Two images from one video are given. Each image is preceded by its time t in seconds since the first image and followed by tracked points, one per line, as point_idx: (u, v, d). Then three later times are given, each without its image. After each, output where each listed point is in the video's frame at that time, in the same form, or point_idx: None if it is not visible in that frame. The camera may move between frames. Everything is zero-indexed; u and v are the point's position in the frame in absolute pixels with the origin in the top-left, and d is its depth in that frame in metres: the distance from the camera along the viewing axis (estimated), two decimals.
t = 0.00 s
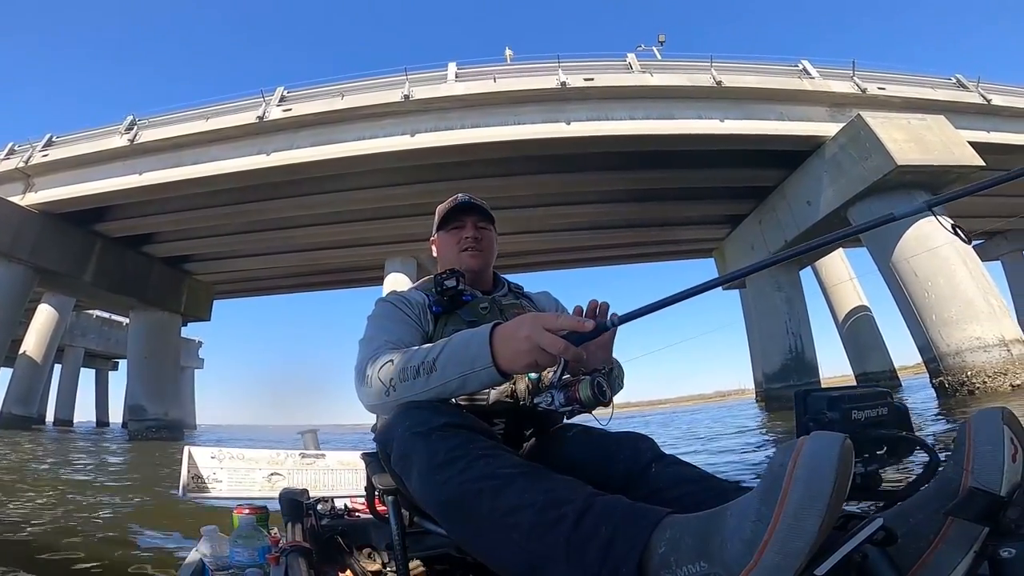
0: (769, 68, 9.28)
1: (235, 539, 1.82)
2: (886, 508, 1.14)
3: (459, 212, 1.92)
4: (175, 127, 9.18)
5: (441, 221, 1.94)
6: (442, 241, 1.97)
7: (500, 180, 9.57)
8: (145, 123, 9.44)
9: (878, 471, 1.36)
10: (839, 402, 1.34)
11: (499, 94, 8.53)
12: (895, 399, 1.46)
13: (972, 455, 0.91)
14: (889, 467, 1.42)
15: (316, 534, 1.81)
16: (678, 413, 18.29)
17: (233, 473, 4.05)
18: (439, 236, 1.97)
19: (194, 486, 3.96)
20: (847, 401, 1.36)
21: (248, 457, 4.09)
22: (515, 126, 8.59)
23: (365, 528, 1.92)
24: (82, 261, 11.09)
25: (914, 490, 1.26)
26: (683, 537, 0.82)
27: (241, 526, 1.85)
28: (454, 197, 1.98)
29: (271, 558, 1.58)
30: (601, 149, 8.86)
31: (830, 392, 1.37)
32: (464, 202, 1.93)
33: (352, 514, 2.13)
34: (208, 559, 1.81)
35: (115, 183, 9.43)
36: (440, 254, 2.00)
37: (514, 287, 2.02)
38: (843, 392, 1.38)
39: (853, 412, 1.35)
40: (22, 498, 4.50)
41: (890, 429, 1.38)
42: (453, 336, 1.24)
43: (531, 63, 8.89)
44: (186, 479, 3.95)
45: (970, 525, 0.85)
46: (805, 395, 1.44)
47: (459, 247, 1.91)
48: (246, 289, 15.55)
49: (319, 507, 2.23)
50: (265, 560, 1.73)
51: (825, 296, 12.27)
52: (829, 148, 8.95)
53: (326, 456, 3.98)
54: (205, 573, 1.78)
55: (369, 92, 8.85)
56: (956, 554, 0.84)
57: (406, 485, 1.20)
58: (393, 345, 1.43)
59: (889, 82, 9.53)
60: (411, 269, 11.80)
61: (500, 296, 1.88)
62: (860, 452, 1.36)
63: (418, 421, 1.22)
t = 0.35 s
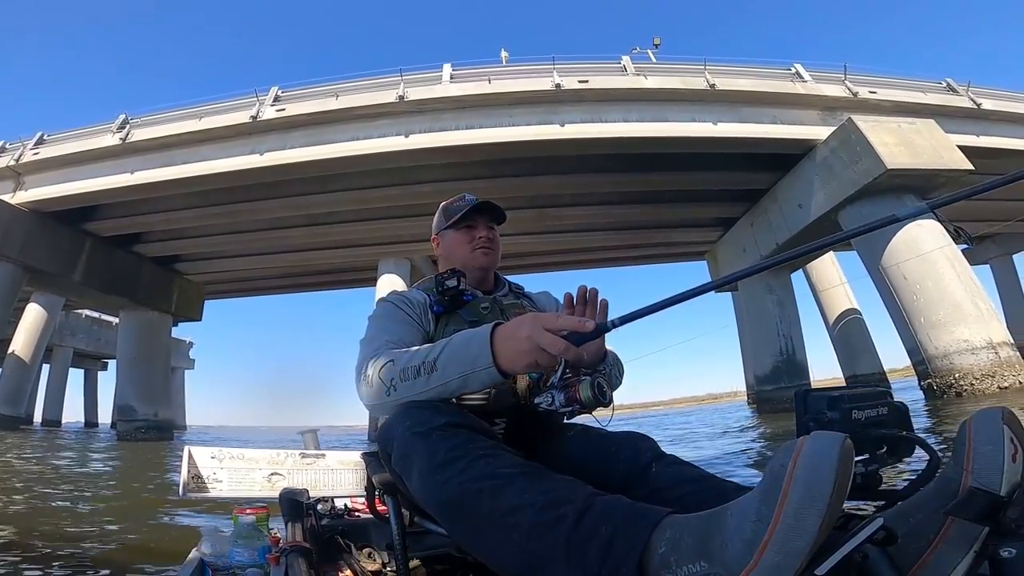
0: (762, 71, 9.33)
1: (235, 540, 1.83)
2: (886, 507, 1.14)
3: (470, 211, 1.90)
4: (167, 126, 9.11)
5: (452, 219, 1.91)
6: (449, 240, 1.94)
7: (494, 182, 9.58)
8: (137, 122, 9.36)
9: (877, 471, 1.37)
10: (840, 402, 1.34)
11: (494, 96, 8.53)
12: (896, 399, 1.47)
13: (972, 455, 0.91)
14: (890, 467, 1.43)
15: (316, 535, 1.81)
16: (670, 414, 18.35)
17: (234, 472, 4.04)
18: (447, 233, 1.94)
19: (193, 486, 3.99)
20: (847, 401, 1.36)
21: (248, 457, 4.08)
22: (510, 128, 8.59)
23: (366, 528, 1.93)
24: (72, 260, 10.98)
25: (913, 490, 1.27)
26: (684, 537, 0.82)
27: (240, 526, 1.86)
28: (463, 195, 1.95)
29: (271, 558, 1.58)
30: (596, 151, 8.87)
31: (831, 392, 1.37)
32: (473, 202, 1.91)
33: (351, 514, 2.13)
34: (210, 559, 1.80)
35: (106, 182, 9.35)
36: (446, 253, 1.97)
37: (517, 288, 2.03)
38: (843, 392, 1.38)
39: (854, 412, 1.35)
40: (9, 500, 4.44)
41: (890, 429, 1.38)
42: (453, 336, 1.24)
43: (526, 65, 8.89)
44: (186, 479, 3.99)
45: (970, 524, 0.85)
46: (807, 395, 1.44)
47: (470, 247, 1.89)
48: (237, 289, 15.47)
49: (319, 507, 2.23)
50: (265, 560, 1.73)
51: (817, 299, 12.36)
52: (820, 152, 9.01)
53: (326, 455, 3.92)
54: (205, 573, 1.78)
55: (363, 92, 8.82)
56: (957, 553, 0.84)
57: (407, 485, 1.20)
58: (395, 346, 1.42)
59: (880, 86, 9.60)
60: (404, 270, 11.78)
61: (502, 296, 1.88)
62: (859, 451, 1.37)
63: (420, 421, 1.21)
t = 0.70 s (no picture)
0: (762, 72, 9.34)
1: (235, 540, 1.83)
2: (886, 509, 1.14)
3: (474, 212, 1.89)
4: (167, 122, 9.10)
5: (458, 220, 1.90)
6: (452, 241, 1.93)
7: (494, 180, 9.58)
8: (137, 118, 9.35)
9: (876, 471, 1.37)
10: (840, 402, 1.34)
11: (494, 94, 8.52)
12: (896, 400, 1.47)
13: (972, 456, 0.91)
14: (889, 467, 1.43)
15: (316, 534, 1.81)
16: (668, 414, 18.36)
17: (233, 472, 4.03)
18: (451, 233, 1.93)
19: (194, 486, 3.99)
20: (847, 400, 1.37)
21: (247, 457, 4.06)
22: (510, 126, 8.60)
23: (365, 529, 1.94)
24: (70, 255, 10.94)
25: (912, 491, 1.27)
26: (684, 538, 0.82)
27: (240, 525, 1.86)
28: (467, 196, 1.95)
29: (272, 558, 1.59)
30: (596, 151, 8.87)
31: (831, 392, 1.37)
32: (477, 202, 1.92)
33: (351, 514, 2.14)
34: (210, 559, 1.81)
35: (106, 177, 9.34)
36: (448, 252, 1.97)
37: (519, 289, 2.03)
38: (843, 392, 1.38)
39: (854, 412, 1.35)
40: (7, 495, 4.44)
41: (890, 429, 1.39)
42: (455, 338, 1.24)
43: (527, 64, 8.88)
44: (187, 479, 3.97)
45: (970, 524, 0.85)
46: (806, 396, 1.44)
47: (474, 248, 1.89)
48: (236, 286, 15.46)
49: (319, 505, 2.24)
50: (265, 560, 1.74)
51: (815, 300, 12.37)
52: (819, 153, 9.01)
53: (325, 456, 3.93)
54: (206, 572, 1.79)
55: (363, 90, 8.82)
56: (957, 552, 0.85)
57: (407, 486, 1.19)
58: (396, 345, 1.42)
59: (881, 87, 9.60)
60: (404, 269, 11.78)
61: (503, 297, 1.88)
62: (859, 451, 1.37)
63: (420, 422, 1.21)
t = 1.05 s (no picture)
0: (763, 72, 9.33)
1: (234, 540, 1.83)
2: (887, 510, 1.14)
3: (472, 213, 1.89)
4: (167, 119, 9.09)
5: (457, 220, 1.90)
6: (451, 241, 1.94)
7: (494, 180, 9.58)
8: (136, 115, 9.34)
9: (877, 471, 1.37)
10: (840, 402, 1.34)
11: (494, 93, 8.51)
12: (897, 400, 1.47)
13: (972, 456, 0.92)
14: (889, 467, 1.43)
15: (316, 533, 1.82)
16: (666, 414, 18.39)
17: (233, 472, 4.04)
18: (449, 233, 1.93)
19: (194, 486, 4.00)
20: (847, 400, 1.37)
21: (247, 456, 4.08)
22: (510, 125, 8.60)
23: (365, 529, 1.95)
24: (68, 251, 10.93)
25: (912, 491, 1.27)
26: (683, 538, 0.82)
27: (241, 525, 1.86)
28: (467, 195, 1.95)
29: (272, 558, 1.59)
30: (596, 151, 8.88)
31: (831, 392, 1.37)
32: (476, 202, 1.91)
33: (351, 513, 2.14)
34: (210, 559, 1.82)
35: (105, 174, 9.33)
36: (447, 252, 1.97)
37: (519, 289, 2.04)
38: (844, 392, 1.38)
39: (854, 411, 1.35)
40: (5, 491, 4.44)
41: (891, 429, 1.38)
42: (454, 338, 1.24)
43: (527, 63, 8.87)
44: (187, 478, 3.96)
45: (971, 524, 0.86)
46: (805, 396, 1.43)
47: (473, 249, 1.90)
48: (235, 283, 15.45)
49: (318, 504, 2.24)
50: (265, 560, 1.74)
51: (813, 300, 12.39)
52: (819, 154, 9.01)
53: (326, 456, 3.98)
54: (206, 572, 1.80)
55: (364, 88, 8.80)
56: (957, 553, 0.85)
57: (406, 487, 1.19)
58: (394, 346, 1.42)
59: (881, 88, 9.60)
60: (403, 267, 11.78)
61: (502, 297, 1.88)
62: (859, 452, 1.37)
63: (419, 422, 1.21)
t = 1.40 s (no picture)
0: (760, 70, 9.33)
1: (234, 539, 1.83)
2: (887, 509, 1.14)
3: (464, 213, 1.89)
4: (163, 121, 9.06)
5: (449, 221, 1.90)
6: (445, 243, 1.94)
7: (492, 179, 9.57)
8: (133, 116, 9.31)
9: (876, 471, 1.37)
10: (840, 402, 1.34)
11: (491, 93, 8.50)
12: (896, 400, 1.46)
13: (972, 456, 0.92)
14: (890, 467, 1.43)
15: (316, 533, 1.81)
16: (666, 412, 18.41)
17: (232, 472, 4.04)
18: (443, 235, 1.94)
19: (194, 486, 4.01)
20: (847, 400, 1.37)
21: (247, 456, 4.07)
22: (507, 125, 8.60)
23: (365, 530, 1.95)
24: (66, 253, 10.91)
25: (912, 490, 1.27)
26: (682, 538, 0.82)
27: (241, 526, 1.86)
28: (460, 196, 1.95)
29: (272, 558, 1.58)
30: (594, 150, 8.88)
31: (831, 392, 1.37)
32: (468, 203, 1.91)
33: (351, 514, 2.13)
34: (210, 559, 1.81)
35: (101, 176, 9.30)
36: (442, 254, 1.97)
37: (516, 288, 2.02)
38: (843, 392, 1.38)
39: (854, 411, 1.35)
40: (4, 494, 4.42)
41: (891, 429, 1.38)
42: (452, 338, 1.23)
43: (525, 62, 8.86)
44: (187, 479, 3.99)
45: (971, 524, 0.86)
46: (806, 396, 1.43)
47: (465, 250, 1.89)
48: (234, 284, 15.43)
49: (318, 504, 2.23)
50: (265, 560, 1.74)
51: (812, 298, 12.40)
52: (816, 153, 9.01)
53: (325, 457, 3.99)
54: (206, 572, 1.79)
55: (360, 88, 8.78)
56: (957, 553, 0.85)
57: (406, 487, 1.19)
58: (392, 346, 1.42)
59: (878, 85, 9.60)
60: (401, 267, 11.77)
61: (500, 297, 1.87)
62: (859, 451, 1.37)
63: (419, 421, 1.21)
